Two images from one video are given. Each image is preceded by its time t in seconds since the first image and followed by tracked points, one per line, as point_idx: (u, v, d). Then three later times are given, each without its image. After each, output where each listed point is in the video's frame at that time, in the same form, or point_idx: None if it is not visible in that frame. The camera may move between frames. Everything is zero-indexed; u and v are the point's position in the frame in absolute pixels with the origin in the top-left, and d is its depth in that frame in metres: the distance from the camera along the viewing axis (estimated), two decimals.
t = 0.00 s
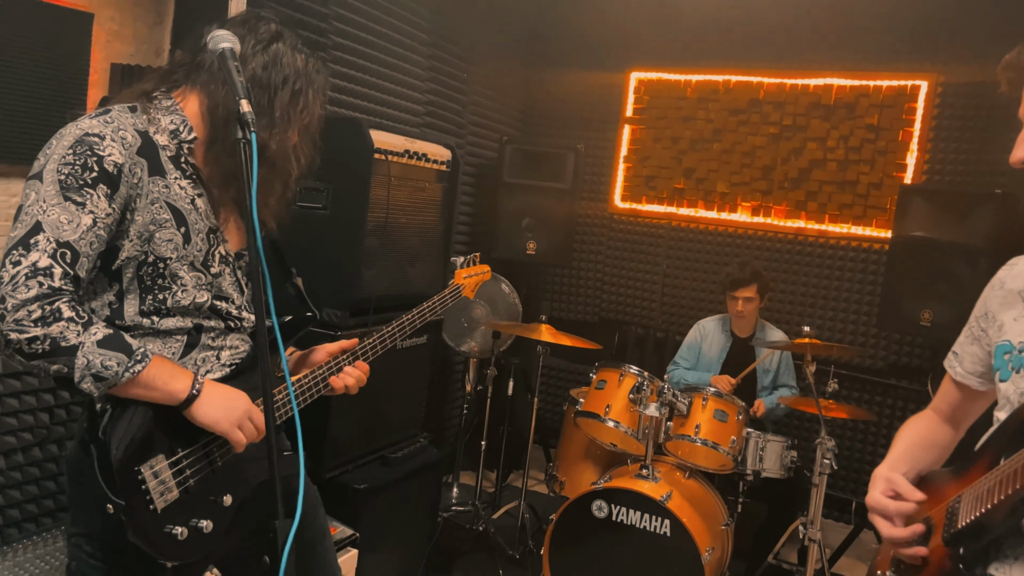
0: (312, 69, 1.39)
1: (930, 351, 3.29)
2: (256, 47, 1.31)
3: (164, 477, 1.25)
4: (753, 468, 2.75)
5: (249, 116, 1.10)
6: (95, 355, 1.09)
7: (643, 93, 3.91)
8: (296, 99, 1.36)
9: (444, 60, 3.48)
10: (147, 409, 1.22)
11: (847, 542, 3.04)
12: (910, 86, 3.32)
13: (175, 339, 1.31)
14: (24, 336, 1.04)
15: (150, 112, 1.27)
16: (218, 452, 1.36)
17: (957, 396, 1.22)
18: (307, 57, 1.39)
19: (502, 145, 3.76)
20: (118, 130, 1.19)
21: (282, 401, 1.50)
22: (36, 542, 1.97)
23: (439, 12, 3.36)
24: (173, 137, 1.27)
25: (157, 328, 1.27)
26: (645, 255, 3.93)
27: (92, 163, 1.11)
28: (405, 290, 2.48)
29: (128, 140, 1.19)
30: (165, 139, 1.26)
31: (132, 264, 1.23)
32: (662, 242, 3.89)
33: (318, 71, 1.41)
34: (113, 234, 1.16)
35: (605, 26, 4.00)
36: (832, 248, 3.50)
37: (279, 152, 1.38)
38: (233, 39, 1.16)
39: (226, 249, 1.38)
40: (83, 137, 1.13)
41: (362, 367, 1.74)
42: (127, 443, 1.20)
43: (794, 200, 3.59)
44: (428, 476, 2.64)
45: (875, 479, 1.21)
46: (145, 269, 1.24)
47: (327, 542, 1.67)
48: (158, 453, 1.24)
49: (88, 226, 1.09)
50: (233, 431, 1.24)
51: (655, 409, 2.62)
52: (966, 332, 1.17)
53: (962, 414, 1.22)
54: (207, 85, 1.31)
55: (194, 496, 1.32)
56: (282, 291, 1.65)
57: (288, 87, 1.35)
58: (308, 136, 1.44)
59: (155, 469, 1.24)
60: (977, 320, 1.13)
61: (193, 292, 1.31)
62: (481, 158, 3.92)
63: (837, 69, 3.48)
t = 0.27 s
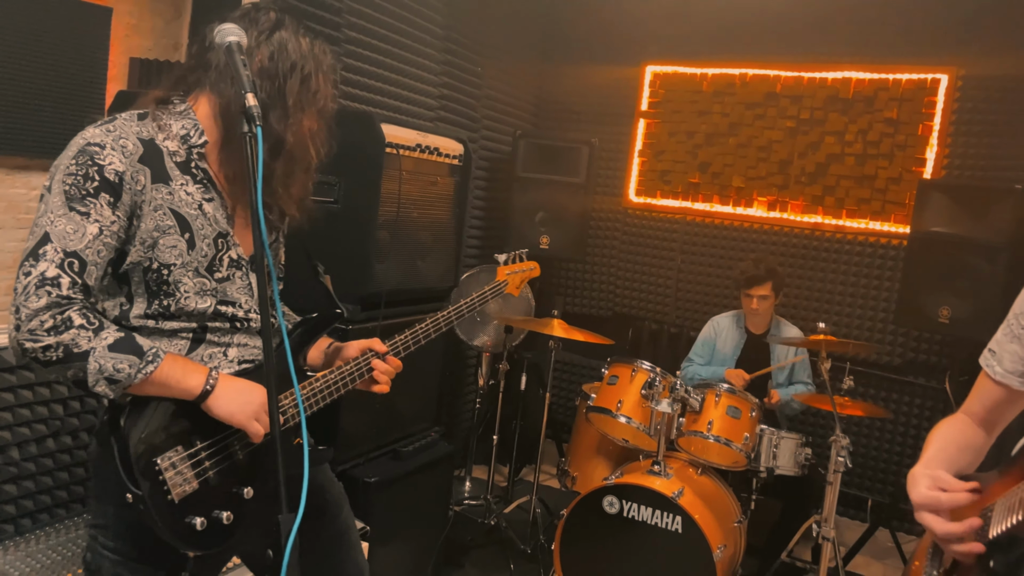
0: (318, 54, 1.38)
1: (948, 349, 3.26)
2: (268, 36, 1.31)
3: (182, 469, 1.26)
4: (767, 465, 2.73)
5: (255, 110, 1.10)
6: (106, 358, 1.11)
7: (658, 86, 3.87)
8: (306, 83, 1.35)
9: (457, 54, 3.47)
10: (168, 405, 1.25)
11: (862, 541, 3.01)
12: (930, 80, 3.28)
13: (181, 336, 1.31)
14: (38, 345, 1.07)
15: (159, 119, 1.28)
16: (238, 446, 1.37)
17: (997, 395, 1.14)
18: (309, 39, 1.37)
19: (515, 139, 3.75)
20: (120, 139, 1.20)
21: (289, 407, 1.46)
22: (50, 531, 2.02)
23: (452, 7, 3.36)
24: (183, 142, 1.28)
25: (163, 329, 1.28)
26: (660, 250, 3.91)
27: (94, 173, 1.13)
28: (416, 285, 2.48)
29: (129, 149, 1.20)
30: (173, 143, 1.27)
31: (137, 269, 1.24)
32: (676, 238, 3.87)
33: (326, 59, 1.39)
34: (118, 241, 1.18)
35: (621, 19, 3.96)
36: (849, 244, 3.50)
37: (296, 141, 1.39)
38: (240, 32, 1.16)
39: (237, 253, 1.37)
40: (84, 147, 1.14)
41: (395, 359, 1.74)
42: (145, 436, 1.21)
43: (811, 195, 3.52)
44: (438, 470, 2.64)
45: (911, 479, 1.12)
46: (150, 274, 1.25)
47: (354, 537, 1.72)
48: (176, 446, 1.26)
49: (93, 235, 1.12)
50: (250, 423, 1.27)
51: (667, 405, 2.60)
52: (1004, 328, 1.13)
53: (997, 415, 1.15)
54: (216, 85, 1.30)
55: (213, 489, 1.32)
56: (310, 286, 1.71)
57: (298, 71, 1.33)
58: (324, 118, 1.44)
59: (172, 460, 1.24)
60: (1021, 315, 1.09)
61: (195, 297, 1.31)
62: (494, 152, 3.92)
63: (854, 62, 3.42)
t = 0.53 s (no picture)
0: (331, 62, 1.38)
1: (966, 344, 3.22)
2: (269, 61, 1.32)
3: (204, 472, 1.31)
4: (778, 462, 2.70)
5: (254, 106, 1.10)
6: (125, 369, 1.16)
7: (672, 80, 3.85)
8: (312, 96, 1.36)
9: (469, 48, 3.46)
10: (191, 412, 1.30)
11: (875, 538, 2.98)
12: (948, 73, 3.23)
13: (195, 344, 1.32)
14: (59, 356, 1.11)
15: (179, 130, 1.29)
16: (261, 448, 1.41)
17: (1009, 394, 1.10)
18: (320, 49, 1.37)
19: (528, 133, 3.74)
20: (137, 151, 1.20)
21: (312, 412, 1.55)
22: (63, 522, 2.03)
23: (464, 0, 3.34)
24: (199, 153, 1.28)
25: (177, 337, 1.29)
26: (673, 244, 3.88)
27: (112, 186, 1.15)
28: (425, 279, 2.48)
29: (146, 161, 1.21)
30: (190, 154, 1.27)
31: (153, 278, 1.26)
32: (688, 233, 3.83)
33: (339, 65, 1.40)
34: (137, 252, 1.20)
35: (634, 11, 3.93)
36: (865, 238, 3.43)
37: (297, 158, 1.38)
38: (242, 27, 1.17)
39: (253, 261, 1.38)
40: (103, 160, 1.16)
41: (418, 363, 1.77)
42: (168, 441, 1.27)
43: (826, 188, 3.50)
44: (448, 465, 2.65)
45: (920, 485, 1.09)
46: (166, 283, 1.27)
47: (379, 534, 1.74)
48: (198, 450, 1.30)
49: (112, 248, 1.14)
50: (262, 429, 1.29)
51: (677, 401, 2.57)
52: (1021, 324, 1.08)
53: (1009, 416, 1.11)
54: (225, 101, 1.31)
55: (238, 494, 1.37)
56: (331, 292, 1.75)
57: (304, 84, 1.34)
58: (338, 128, 1.43)
59: (194, 464, 1.29)
60: None
61: (207, 304, 1.32)
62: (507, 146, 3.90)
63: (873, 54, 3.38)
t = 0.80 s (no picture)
0: (346, 76, 1.39)
1: (981, 340, 3.20)
2: (286, 74, 1.32)
3: (228, 479, 1.33)
4: (790, 459, 2.69)
5: (264, 104, 1.11)
6: (151, 379, 1.19)
7: (685, 75, 3.80)
8: (328, 111, 1.36)
9: (480, 44, 3.46)
10: (216, 423, 1.32)
11: (890, 536, 2.96)
12: (964, 66, 3.20)
13: (215, 351, 1.33)
14: (86, 363, 1.14)
15: (195, 139, 1.32)
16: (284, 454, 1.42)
17: (1006, 385, 1.11)
18: (337, 64, 1.38)
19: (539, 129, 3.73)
20: (156, 158, 1.23)
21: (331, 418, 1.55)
22: (79, 516, 2.03)
23: None
24: (213, 160, 1.31)
25: (197, 344, 1.31)
26: (687, 240, 3.86)
27: (132, 193, 1.18)
28: (436, 276, 2.49)
29: (164, 167, 1.24)
30: (205, 162, 1.30)
31: (172, 283, 1.27)
32: (700, 229, 3.82)
33: (354, 80, 1.40)
34: (160, 256, 1.23)
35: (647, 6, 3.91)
36: (879, 233, 3.43)
37: (310, 173, 1.38)
38: (251, 25, 1.18)
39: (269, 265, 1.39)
40: (122, 167, 1.19)
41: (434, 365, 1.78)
42: (193, 451, 1.29)
43: (840, 184, 3.46)
44: (459, 461, 2.65)
45: (923, 477, 1.11)
46: (184, 287, 1.28)
47: (401, 530, 1.76)
48: (222, 459, 1.33)
49: (135, 253, 1.17)
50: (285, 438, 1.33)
51: (689, 398, 2.57)
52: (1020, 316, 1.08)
53: (1006, 407, 1.12)
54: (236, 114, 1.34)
55: (262, 500, 1.39)
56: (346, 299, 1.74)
57: (320, 100, 1.34)
58: (351, 141, 1.44)
59: (219, 472, 1.31)
60: None
61: (227, 309, 1.32)
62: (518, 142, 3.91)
63: (888, 48, 3.32)
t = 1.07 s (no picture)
0: (358, 59, 1.41)
1: (985, 334, 3.23)
2: (303, 59, 1.34)
3: (248, 478, 1.35)
4: (797, 454, 2.71)
5: (283, 107, 1.12)
6: (170, 380, 1.19)
7: (690, 73, 3.80)
8: (348, 92, 1.39)
9: (486, 43, 3.47)
10: (237, 421, 1.34)
11: (897, 530, 2.99)
12: (967, 61, 3.24)
13: (237, 352, 1.35)
14: (105, 367, 1.15)
15: (213, 141, 1.30)
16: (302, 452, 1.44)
17: (1001, 379, 1.19)
18: (348, 45, 1.41)
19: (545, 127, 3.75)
20: (172, 161, 1.23)
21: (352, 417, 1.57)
22: (95, 516, 2.05)
23: None
24: (234, 159, 1.30)
25: (219, 346, 1.33)
26: (693, 237, 3.88)
27: (150, 197, 1.18)
28: (446, 275, 2.52)
29: (181, 171, 1.23)
30: (224, 162, 1.29)
31: (193, 286, 1.28)
32: (707, 225, 3.83)
33: (366, 62, 1.42)
34: (177, 260, 1.23)
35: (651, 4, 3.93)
36: (883, 229, 3.45)
37: (338, 154, 1.41)
38: (268, 29, 1.18)
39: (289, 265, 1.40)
40: (139, 171, 1.19)
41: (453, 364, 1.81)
42: (214, 451, 1.30)
43: (844, 180, 3.46)
44: (470, 458, 2.67)
45: (933, 470, 1.12)
46: (205, 291, 1.29)
47: (418, 527, 1.78)
48: (242, 458, 1.34)
49: (153, 258, 1.18)
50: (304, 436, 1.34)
51: (697, 394, 2.61)
52: (1008, 314, 1.19)
53: (1000, 400, 1.19)
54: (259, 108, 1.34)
55: (282, 498, 1.41)
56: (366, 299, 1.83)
57: (339, 81, 1.37)
58: (371, 123, 1.46)
59: (239, 471, 1.33)
60: None
61: (249, 310, 1.34)
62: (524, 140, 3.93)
63: (892, 44, 3.36)
